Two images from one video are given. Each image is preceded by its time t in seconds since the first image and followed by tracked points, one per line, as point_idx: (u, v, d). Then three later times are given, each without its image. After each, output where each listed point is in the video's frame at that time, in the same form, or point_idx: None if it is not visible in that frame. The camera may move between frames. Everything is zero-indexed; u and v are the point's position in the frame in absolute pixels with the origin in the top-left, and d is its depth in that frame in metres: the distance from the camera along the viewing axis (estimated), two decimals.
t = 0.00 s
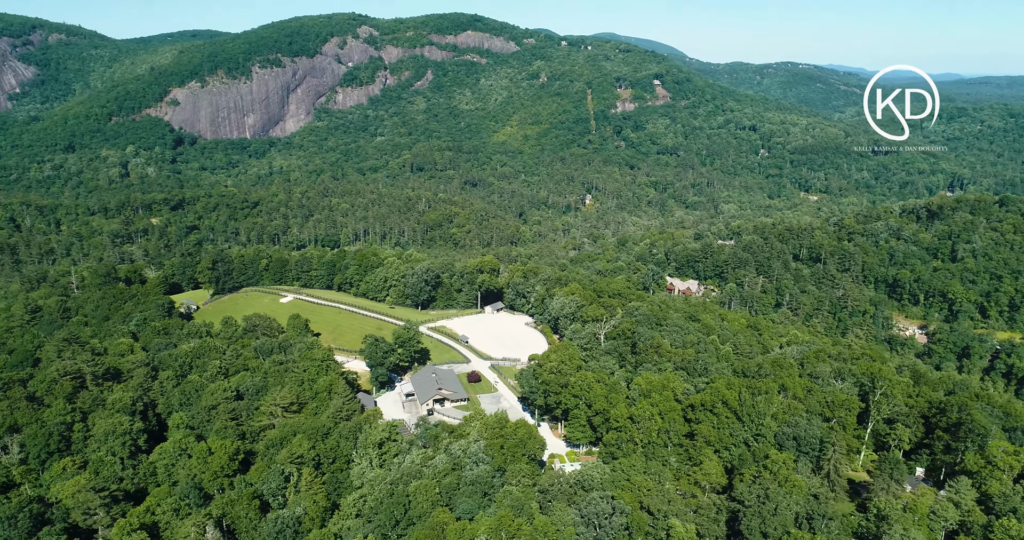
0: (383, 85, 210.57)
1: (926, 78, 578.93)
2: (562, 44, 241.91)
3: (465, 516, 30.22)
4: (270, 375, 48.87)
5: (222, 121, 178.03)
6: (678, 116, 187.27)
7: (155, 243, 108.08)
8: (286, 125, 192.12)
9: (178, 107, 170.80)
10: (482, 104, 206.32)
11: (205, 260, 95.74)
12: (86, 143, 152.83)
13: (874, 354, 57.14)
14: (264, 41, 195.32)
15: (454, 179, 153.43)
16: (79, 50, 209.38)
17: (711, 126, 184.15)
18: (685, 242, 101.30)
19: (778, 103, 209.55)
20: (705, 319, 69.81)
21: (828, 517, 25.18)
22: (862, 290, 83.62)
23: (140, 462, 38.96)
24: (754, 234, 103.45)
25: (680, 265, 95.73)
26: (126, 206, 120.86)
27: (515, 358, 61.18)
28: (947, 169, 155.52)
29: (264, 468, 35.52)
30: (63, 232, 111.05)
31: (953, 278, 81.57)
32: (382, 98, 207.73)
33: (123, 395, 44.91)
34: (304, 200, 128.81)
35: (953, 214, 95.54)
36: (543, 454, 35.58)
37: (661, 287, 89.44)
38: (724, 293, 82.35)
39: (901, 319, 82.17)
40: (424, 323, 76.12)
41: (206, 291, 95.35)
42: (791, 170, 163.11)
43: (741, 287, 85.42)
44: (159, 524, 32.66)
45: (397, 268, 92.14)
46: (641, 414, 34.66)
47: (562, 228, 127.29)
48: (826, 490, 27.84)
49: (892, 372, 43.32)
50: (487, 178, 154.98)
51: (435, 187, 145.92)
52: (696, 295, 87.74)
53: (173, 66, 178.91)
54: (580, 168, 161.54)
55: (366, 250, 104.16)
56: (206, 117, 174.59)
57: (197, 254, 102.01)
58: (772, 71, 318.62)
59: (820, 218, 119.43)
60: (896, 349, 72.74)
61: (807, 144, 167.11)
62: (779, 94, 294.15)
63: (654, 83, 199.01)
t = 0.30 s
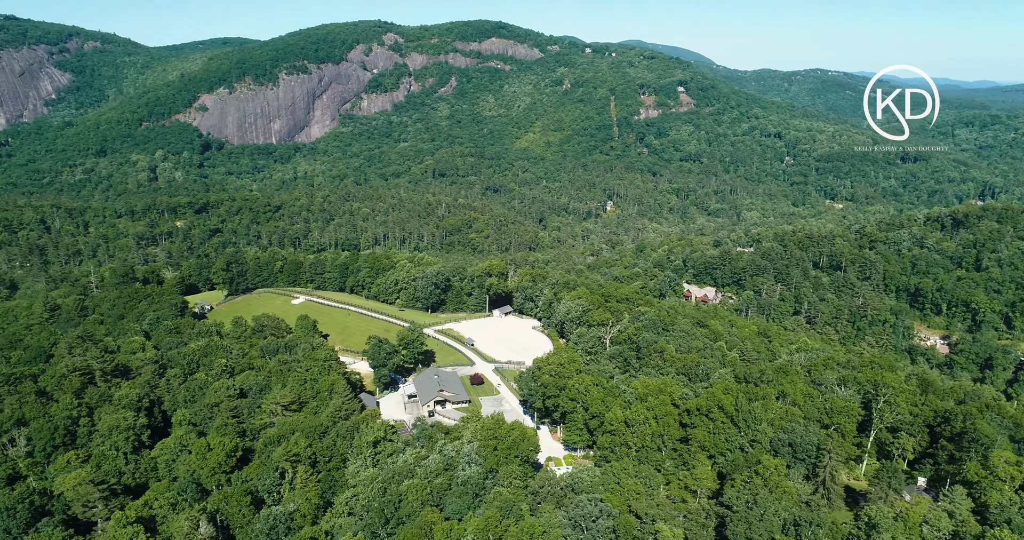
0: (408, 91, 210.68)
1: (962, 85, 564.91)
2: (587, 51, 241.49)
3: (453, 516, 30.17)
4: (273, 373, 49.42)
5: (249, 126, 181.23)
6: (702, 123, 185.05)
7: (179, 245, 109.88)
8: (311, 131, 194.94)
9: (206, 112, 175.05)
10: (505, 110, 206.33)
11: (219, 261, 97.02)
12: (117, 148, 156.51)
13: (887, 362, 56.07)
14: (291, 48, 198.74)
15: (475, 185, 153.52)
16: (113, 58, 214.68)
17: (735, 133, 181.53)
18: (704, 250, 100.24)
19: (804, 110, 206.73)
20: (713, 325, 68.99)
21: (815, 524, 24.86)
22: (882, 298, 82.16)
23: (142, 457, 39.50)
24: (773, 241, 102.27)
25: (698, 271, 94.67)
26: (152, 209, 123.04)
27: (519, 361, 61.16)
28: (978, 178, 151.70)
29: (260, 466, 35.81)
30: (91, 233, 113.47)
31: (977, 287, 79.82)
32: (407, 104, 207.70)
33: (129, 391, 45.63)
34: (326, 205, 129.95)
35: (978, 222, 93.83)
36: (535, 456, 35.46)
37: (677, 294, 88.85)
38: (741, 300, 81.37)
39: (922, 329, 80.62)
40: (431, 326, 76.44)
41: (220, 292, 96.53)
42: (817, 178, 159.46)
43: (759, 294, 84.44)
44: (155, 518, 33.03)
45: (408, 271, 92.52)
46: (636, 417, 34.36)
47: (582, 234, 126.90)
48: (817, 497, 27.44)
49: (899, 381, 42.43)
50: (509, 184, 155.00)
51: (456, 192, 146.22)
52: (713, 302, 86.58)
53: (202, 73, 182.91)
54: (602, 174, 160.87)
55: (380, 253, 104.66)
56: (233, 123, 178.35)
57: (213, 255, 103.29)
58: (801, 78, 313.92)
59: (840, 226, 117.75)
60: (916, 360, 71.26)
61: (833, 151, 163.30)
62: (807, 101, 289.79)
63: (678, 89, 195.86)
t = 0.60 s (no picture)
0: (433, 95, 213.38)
1: (1000, 90, 549.13)
2: (611, 55, 240.71)
3: (444, 513, 30.25)
4: (279, 369, 50.02)
5: (275, 129, 183.58)
6: (727, 126, 182.24)
7: (206, 244, 111.79)
8: (336, 134, 196.08)
9: (234, 115, 178.57)
10: (528, 113, 206.14)
11: (234, 260, 98.31)
12: (147, 150, 160.13)
13: (903, 369, 54.92)
14: (318, 52, 201.45)
15: (496, 188, 153.44)
16: (146, 62, 219.70)
17: (760, 138, 177.62)
18: (723, 254, 99.16)
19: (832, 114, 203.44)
20: (723, 329, 68.12)
21: (802, 528, 24.54)
22: (903, 305, 80.68)
23: (146, 449, 40.19)
24: (793, 246, 100.89)
25: (716, 276, 93.67)
26: (178, 209, 125.11)
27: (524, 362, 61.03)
28: (1013, 185, 144.89)
29: (258, 460, 36.28)
30: (118, 232, 115.63)
31: (1002, 295, 77.81)
32: (430, 108, 209.60)
33: (138, 385, 46.44)
34: (347, 207, 130.96)
35: (1006, 229, 91.69)
36: (530, 455, 35.41)
37: (695, 298, 88.17)
38: (758, 305, 80.44)
39: (946, 337, 78.91)
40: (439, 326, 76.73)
41: (235, 290, 97.65)
42: (842, 186, 153.11)
43: (777, 300, 83.39)
44: (155, 508, 33.57)
45: (420, 272, 92.91)
46: (631, 419, 34.14)
47: (602, 238, 126.18)
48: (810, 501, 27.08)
49: (907, 386, 41.69)
50: (531, 188, 154.80)
51: (478, 195, 146.23)
52: (731, 307, 85.34)
53: (232, 77, 187.16)
54: (624, 179, 159.78)
55: (394, 255, 105.14)
56: (260, 125, 180.96)
57: (230, 254, 104.53)
58: (831, 82, 308.00)
59: (864, 231, 115.57)
60: (937, 369, 69.58)
61: (862, 156, 157.42)
62: (837, 105, 284.45)
63: (703, 93, 193.85)
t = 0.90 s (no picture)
0: (455, 97, 213.14)
1: None
2: (634, 58, 238.98)
3: (435, 510, 30.30)
4: (284, 365, 50.50)
5: (299, 131, 185.43)
6: (750, 130, 179.76)
7: (229, 242, 113.20)
8: (359, 135, 196.63)
9: (259, 117, 181.45)
10: (550, 116, 205.55)
11: (248, 259, 99.39)
12: (174, 151, 163.26)
13: (919, 376, 53.46)
14: (342, 55, 203.68)
15: (516, 190, 153.07)
16: (176, 65, 223.67)
17: (784, 141, 174.73)
18: (741, 257, 97.92)
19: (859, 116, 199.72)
20: (731, 331, 67.18)
21: (789, 531, 24.17)
22: (924, 310, 79.05)
23: (150, 441, 40.75)
24: (813, 250, 99.43)
25: (733, 279, 92.41)
26: (201, 209, 126.90)
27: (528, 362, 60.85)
28: None
29: (256, 454, 36.63)
30: (143, 231, 117.37)
31: None
32: (453, 110, 209.61)
33: (146, 379, 47.02)
34: (366, 208, 131.62)
35: None
36: (524, 454, 35.31)
37: (710, 301, 87.18)
38: (775, 310, 79.49)
39: (968, 343, 77.12)
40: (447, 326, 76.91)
41: (248, 288, 98.57)
42: (870, 188, 151.30)
43: (795, 305, 82.35)
44: (155, 499, 34.01)
45: (430, 272, 93.00)
46: (627, 420, 33.86)
47: (619, 240, 125.13)
48: (800, 504, 26.66)
49: (914, 391, 40.81)
50: (551, 190, 154.07)
51: (498, 197, 145.89)
52: (746, 311, 84.30)
53: (259, 80, 190.33)
54: (645, 182, 158.01)
55: (404, 255, 105.29)
56: (284, 127, 183.40)
57: (246, 253, 105.66)
58: (859, 84, 301.35)
59: (887, 235, 113.25)
60: (958, 376, 67.67)
61: (888, 159, 154.38)
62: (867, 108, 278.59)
63: (726, 96, 192.19)
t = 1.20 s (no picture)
0: (472, 100, 213.71)
1: None
2: (653, 60, 236.97)
3: (424, 505, 30.43)
4: (285, 362, 50.95)
5: (317, 133, 187.19)
6: (768, 132, 177.14)
7: (244, 241, 114.19)
8: (376, 138, 197.82)
9: (278, 119, 182.85)
10: (566, 119, 204.97)
11: (257, 257, 100.03)
12: (194, 152, 165.55)
13: (931, 382, 52.39)
14: (361, 57, 205.37)
15: (532, 192, 152.33)
16: (197, 66, 226.46)
17: (802, 144, 171.73)
18: (755, 261, 96.95)
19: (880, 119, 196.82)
20: (735, 333, 66.33)
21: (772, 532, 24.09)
22: (938, 314, 78.13)
23: (149, 436, 41.29)
24: (827, 254, 98.26)
25: (746, 282, 91.43)
26: (218, 210, 127.96)
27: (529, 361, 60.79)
28: None
29: (252, 449, 36.99)
30: (159, 230, 118.46)
31: None
32: (470, 112, 209.97)
33: (148, 373, 47.60)
34: (381, 209, 132.13)
35: None
36: (517, 453, 35.25)
37: (722, 304, 86.40)
38: (789, 314, 78.79)
39: (983, 349, 76.14)
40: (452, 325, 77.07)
41: (257, 286, 99.15)
42: (889, 193, 147.76)
43: (807, 308, 81.37)
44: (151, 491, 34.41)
45: (437, 272, 93.12)
46: (620, 419, 33.64)
47: (634, 242, 124.21)
48: (787, 504, 26.53)
49: (915, 393, 40.32)
50: (566, 192, 153.25)
51: (513, 199, 145.60)
52: (758, 314, 83.27)
53: (278, 82, 192.46)
54: (661, 185, 156.40)
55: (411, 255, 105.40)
56: (302, 128, 185.16)
57: (256, 251, 106.29)
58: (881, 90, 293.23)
59: (904, 239, 111.48)
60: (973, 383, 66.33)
61: (908, 163, 151.98)
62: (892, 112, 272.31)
63: (746, 99, 190.57)
